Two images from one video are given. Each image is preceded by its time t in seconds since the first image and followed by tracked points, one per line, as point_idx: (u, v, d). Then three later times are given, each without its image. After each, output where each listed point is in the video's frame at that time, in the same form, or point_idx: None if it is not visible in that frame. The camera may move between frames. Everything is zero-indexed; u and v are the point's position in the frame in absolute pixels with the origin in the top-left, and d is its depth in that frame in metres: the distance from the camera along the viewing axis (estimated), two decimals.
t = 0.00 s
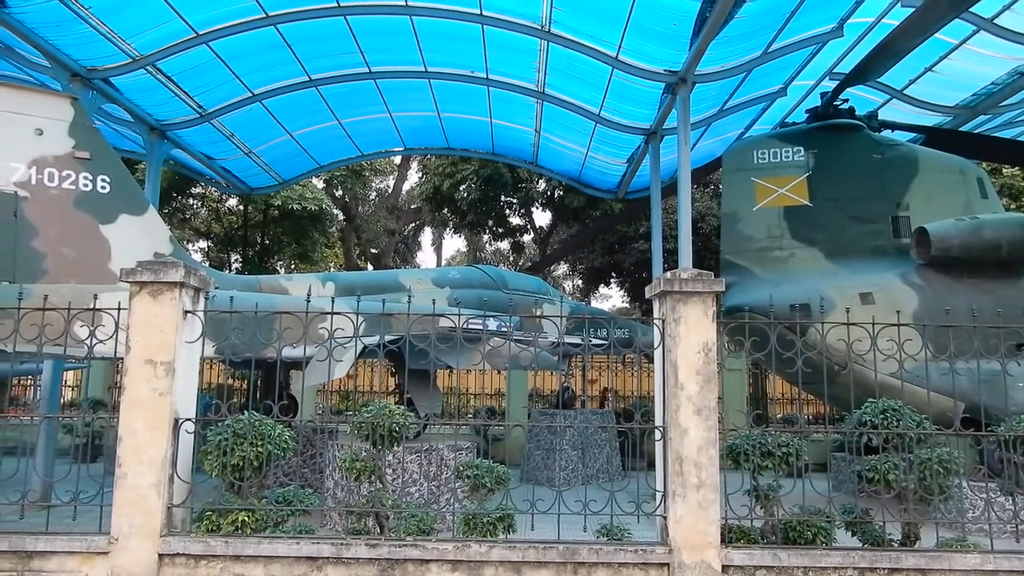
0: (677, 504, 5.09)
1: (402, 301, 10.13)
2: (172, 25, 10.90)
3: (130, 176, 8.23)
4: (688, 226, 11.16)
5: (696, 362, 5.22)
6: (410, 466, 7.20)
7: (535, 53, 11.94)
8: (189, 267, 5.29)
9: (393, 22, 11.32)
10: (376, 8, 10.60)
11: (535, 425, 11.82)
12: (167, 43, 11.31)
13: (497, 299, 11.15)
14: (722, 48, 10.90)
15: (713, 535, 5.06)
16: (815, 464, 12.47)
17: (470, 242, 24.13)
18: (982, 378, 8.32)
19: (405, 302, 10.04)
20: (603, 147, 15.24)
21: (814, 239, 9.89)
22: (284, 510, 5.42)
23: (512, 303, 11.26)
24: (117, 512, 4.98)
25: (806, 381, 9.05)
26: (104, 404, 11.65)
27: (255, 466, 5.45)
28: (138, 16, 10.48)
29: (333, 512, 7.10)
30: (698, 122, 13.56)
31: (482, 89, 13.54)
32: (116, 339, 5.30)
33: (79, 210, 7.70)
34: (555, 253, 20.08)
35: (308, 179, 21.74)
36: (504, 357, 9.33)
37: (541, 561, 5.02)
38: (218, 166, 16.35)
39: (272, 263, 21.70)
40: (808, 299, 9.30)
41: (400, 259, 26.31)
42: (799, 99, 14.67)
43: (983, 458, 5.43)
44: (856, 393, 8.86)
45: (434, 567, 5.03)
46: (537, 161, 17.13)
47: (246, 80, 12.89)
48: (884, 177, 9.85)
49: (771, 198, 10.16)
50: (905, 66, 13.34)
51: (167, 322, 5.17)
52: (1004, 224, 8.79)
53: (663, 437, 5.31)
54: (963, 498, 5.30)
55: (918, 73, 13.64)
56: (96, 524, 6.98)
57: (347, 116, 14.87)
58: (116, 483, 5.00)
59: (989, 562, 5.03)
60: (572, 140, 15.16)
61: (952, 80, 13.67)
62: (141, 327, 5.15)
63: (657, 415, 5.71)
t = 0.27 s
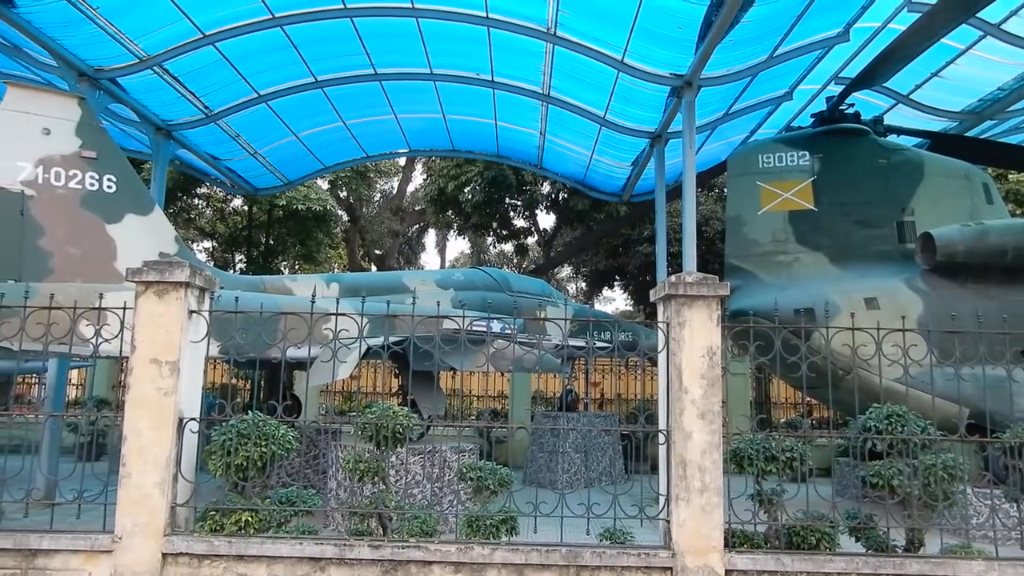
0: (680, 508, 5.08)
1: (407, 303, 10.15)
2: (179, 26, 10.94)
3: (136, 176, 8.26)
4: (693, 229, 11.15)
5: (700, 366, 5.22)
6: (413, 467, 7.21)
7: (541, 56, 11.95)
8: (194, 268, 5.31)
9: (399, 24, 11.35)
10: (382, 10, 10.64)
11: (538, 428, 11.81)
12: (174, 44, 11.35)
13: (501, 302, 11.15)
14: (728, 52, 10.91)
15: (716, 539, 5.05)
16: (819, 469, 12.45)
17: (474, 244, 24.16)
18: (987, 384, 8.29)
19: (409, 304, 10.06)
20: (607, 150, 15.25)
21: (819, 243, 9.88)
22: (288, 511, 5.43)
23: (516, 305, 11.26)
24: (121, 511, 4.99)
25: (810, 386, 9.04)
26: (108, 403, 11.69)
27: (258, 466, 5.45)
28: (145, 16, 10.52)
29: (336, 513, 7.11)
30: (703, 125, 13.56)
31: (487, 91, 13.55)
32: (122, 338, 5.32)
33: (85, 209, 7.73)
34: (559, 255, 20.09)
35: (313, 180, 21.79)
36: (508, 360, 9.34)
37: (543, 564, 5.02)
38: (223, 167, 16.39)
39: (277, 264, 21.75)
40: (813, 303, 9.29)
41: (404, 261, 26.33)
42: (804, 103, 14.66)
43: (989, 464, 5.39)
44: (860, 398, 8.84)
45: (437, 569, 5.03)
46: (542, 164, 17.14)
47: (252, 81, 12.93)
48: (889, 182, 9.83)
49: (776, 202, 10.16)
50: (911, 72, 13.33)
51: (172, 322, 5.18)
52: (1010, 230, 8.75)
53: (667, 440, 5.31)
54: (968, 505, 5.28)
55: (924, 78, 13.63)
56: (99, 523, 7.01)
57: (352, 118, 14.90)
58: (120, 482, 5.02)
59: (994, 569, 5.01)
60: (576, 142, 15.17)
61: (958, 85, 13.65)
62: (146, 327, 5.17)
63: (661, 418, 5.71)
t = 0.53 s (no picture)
0: (705, 510, 5.05)
1: (428, 305, 10.17)
2: (200, 33, 11.07)
3: (161, 183, 8.34)
4: (714, 229, 11.07)
5: (724, 367, 5.18)
6: (436, 469, 7.23)
7: (558, 56, 11.94)
8: (218, 272, 5.36)
9: (417, 27, 11.40)
10: (400, 13, 10.69)
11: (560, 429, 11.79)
12: (196, 51, 11.49)
13: (521, 303, 11.15)
14: (747, 50, 10.83)
15: (742, 542, 5.00)
16: (845, 470, 12.30)
17: (493, 245, 24.18)
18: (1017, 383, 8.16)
19: (430, 306, 10.08)
20: (626, 150, 15.19)
21: (843, 241, 9.77)
22: (312, 513, 5.47)
23: (536, 307, 11.25)
24: (149, 514, 5.06)
25: (835, 386, 8.94)
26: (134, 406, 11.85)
27: (283, 468, 5.50)
28: (167, 24, 10.66)
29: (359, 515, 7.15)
30: (723, 124, 13.47)
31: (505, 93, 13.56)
32: (148, 343, 5.38)
33: (110, 215, 7.84)
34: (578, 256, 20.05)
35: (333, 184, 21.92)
36: (529, 361, 9.33)
37: (567, 566, 5.01)
38: (244, 172, 16.55)
39: (298, 267, 21.91)
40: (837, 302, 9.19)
41: (424, 263, 26.41)
42: (825, 100, 14.51)
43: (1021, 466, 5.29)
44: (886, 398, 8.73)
45: (461, 571, 5.04)
46: (561, 165, 17.11)
47: (272, 86, 13.05)
48: (914, 178, 9.70)
49: (798, 201, 10.06)
50: (935, 67, 13.15)
51: (197, 326, 5.24)
52: None
53: (691, 442, 5.28)
54: (999, 506, 5.19)
55: (948, 73, 13.44)
56: (128, 525, 7.09)
57: (371, 121, 14.98)
58: (148, 484, 5.08)
59: None
60: (595, 143, 15.13)
61: (984, 80, 13.45)
62: (172, 331, 5.22)
63: (684, 420, 5.67)
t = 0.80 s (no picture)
0: (736, 512, 4.99)
1: (455, 307, 10.19)
2: (228, 40, 11.23)
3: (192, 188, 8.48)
4: (742, 227, 10.95)
5: (754, 367, 5.12)
6: (464, 470, 7.24)
7: (583, 56, 11.91)
8: (249, 276, 5.42)
9: (441, 29, 11.44)
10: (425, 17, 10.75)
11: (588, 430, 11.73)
12: (224, 58, 11.65)
13: (548, 304, 11.14)
14: (774, 46, 10.71)
15: (774, 544, 4.94)
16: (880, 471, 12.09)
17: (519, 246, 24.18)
18: None
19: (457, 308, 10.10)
20: (652, 149, 15.10)
21: (874, 239, 9.60)
22: (343, 514, 5.50)
23: (562, 308, 11.23)
24: (184, 514, 5.13)
25: (868, 386, 8.79)
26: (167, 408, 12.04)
27: (314, 469, 5.55)
28: (197, 32, 10.82)
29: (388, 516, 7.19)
30: (750, 121, 13.33)
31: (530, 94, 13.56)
32: (181, 346, 5.46)
33: (144, 221, 8.00)
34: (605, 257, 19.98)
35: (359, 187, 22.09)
36: (557, 362, 9.31)
37: (597, 568, 4.99)
38: (272, 176, 16.74)
39: (325, 270, 22.10)
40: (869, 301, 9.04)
41: (449, 264, 26.48)
42: (855, 95, 14.30)
43: None
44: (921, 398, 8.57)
45: (491, 572, 5.04)
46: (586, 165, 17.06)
47: (299, 91, 13.18)
48: (947, 173, 9.52)
49: (828, 198, 9.90)
50: (968, 59, 12.89)
51: (229, 329, 5.30)
52: None
53: (721, 443, 5.22)
54: None
55: (982, 65, 13.17)
56: (163, 525, 7.20)
57: (396, 124, 15.07)
58: (182, 485, 5.16)
59: None
60: (620, 142, 15.06)
61: (1019, 71, 13.16)
62: (204, 334, 5.30)
63: (714, 421, 5.62)
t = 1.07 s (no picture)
0: (778, 515, 4.92)
1: (489, 311, 10.20)
2: (262, 51, 11.41)
3: (230, 198, 8.55)
4: (777, 226, 10.80)
5: (794, 369, 5.04)
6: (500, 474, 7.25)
7: (613, 58, 11.86)
8: (286, 282, 5.49)
9: (470, 35, 11.50)
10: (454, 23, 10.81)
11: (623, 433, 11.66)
12: (258, 69, 11.84)
13: (581, 307, 11.09)
14: (808, 42, 10.56)
15: (817, 548, 4.86)
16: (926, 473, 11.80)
17: (550, 249, 24.14)
18: None
19: (491, 312, 10.10)
20: (684, 149, 14.97)
21: (915, 235, 9.37)
22: (382, 517, 5.54)
23: (596, 310, 11.16)
24: (227, 518, 5.21)
25: (911, 386, 8.60)
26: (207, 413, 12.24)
27: (353, 473, 5.59)
28: (231, 44, 11.02)
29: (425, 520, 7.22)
30: (784, 119, 13.14)
31: (560, 97, 13.54)
32: (222, 353, 5.55)
33: (183, 230, 8.15)
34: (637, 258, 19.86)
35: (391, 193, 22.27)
36: (591, 365, 9.26)
37: (636, 572, 4.95)
38: (306, 184, 16.95)
39: (359, 275, 22.32)
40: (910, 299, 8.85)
41: (481, 268, 26.53)
42: (892, 90, 14.03)
43: None
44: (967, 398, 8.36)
45: None
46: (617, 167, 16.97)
47: (331, 100, 13.33)
48: (990, 167, 9.29)
49: (866, 194, 9.73)
50: (1009, 49, 12.56)
51: (267, 335, 5.38)
52: None
53: (761, 446, 5.15)
54: None
55: None
56: (205, 529, 7.33)
57: (427, 130, 15.15)
58: (224, 489, 5.24)
59: None
60: (652, 143, 14.96)
61: None
62: (245, 340, 5.38)
63: (754, 423, 5.53)
